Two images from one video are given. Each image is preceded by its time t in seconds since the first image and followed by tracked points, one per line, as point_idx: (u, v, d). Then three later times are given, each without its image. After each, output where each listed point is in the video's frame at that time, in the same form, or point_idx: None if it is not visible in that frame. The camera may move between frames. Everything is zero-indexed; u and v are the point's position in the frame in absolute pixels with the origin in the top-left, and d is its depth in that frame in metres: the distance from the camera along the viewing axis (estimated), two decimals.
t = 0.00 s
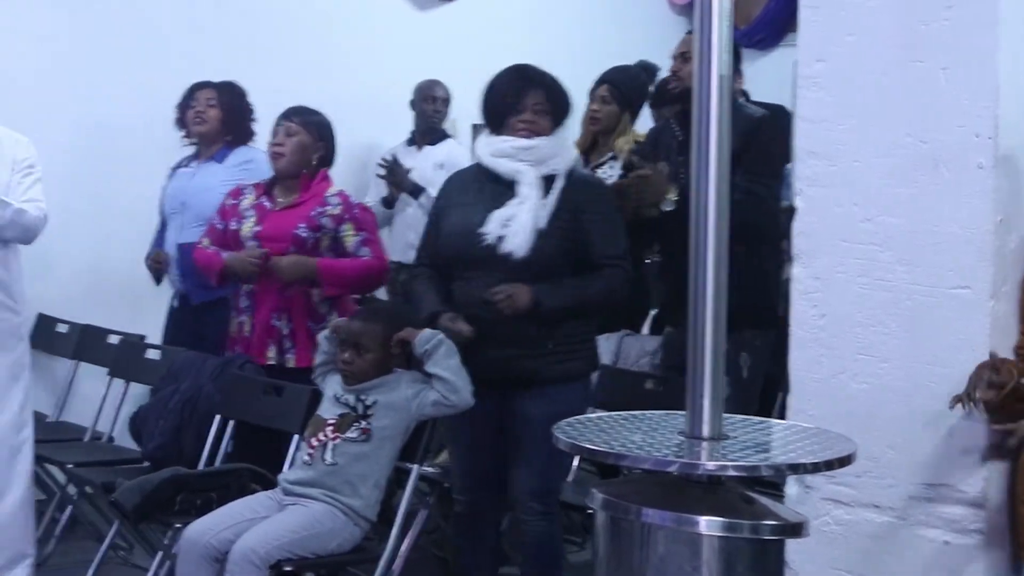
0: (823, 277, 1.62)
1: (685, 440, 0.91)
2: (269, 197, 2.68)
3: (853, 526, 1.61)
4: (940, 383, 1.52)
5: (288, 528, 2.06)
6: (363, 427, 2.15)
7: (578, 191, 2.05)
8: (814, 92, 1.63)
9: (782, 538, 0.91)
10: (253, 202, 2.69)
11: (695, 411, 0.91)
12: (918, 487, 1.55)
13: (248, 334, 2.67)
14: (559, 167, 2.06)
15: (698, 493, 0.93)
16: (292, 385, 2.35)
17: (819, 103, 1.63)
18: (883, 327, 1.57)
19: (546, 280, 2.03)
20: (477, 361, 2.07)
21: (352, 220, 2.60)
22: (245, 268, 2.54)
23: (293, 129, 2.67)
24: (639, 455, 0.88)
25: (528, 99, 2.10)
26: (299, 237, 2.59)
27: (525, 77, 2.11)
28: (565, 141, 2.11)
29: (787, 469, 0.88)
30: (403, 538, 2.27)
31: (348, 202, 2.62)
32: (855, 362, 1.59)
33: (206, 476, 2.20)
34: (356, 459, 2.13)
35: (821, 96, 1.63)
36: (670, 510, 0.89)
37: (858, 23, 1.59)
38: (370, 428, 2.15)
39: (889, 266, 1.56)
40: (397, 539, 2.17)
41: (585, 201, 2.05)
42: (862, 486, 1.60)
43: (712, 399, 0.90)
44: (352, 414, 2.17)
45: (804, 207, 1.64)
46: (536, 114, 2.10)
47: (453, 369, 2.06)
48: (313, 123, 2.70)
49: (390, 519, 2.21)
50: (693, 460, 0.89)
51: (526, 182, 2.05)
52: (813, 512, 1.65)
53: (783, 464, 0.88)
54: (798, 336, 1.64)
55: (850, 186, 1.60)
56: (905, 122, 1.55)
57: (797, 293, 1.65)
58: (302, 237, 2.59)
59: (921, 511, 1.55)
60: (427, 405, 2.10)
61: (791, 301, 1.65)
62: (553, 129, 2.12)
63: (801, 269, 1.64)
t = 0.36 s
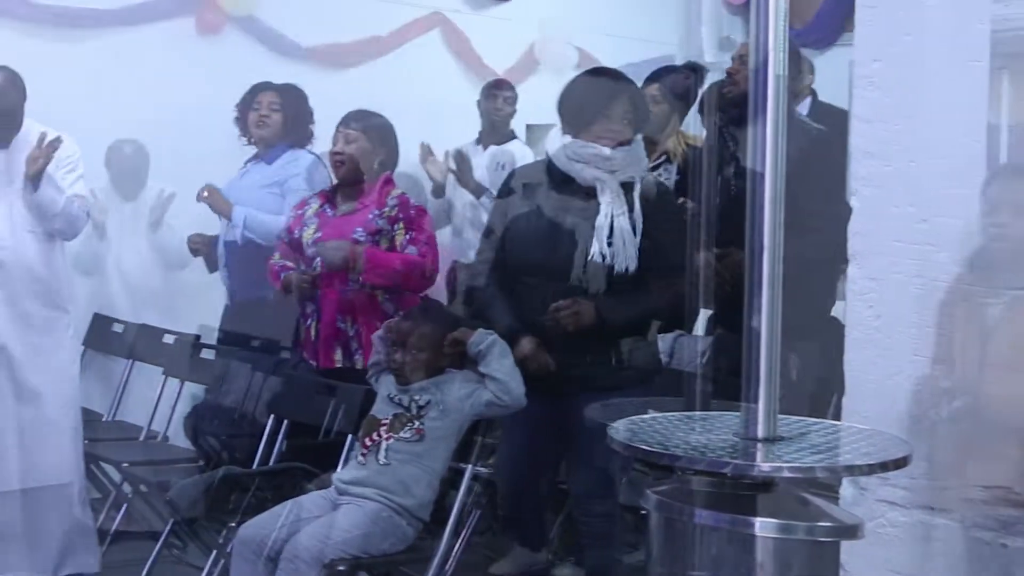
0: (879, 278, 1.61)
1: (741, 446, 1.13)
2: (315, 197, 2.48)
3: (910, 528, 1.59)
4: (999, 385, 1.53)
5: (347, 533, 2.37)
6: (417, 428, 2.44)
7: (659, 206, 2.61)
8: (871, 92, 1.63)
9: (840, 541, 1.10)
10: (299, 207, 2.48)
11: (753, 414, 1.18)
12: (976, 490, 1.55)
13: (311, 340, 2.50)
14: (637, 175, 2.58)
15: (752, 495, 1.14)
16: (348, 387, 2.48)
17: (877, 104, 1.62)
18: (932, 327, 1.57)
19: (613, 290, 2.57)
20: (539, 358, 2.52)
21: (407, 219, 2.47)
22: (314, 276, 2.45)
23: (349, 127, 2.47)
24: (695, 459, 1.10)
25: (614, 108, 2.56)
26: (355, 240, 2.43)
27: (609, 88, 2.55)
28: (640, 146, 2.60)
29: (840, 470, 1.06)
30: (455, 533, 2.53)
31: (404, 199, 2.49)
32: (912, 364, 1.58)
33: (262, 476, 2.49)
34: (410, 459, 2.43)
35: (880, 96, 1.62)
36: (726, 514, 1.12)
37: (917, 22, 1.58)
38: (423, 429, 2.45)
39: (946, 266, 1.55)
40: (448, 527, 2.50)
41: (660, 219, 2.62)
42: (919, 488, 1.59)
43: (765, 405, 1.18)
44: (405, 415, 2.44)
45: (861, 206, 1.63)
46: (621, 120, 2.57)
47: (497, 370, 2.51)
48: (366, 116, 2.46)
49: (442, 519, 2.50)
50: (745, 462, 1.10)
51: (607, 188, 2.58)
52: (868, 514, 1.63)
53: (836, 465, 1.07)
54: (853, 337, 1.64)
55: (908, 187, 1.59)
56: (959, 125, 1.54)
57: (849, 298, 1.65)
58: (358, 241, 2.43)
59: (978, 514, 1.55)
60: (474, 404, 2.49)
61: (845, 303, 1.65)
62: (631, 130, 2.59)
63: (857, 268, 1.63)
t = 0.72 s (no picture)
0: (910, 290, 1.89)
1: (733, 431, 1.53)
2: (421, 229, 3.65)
3: (975, 519, 1.90)
4: None
5: (438, 484, 2.98)
6: (490, 410, 3.01)
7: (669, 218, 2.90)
8: (939, 91, 1.87)
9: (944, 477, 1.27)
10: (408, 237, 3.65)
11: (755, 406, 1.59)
12: None
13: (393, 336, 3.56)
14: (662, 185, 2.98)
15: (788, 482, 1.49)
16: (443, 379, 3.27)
17: (938, 102, 1.87)
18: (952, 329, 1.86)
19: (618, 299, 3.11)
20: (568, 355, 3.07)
21: (455, 259, 3.44)
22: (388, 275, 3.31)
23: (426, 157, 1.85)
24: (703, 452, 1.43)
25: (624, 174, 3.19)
26: (423, 270, 3.46)
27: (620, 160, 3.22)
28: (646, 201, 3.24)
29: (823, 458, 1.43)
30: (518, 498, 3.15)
31: (467, 247, 3.45)
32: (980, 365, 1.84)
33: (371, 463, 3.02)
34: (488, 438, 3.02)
35: (946, 96, 1.86)
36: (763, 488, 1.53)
37: (989, 31, 1.82)
38: (494, 410, 3.01)
39: (1013, 271, 1.82)
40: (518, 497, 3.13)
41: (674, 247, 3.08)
42: (985, 489, 1.88)
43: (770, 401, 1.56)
44: (480, 401, 3.02)
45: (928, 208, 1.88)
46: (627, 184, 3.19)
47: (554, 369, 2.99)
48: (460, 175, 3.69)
49: (509, 480, 3.13)
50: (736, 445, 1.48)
51: (648, 186, 3.26)
52: (936, 514, 1.91)
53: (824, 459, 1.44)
54: (924, 338, 1.87)
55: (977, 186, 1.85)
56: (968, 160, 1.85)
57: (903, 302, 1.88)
58: (426, 270, 3.45)
59: None
60: (538, 395, 3.03)
61: (919, 308, 1.88)
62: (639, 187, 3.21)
63: (924, 271, 1.88)
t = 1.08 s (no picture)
0: (878, 299, 2.13)
1: (773, 424, 1.47)
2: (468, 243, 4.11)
3: (900, 489, 2.11)
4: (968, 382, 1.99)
5: (469, 488, 3.20)
6: (527, 409, 3.33)
7: (672, 240, 3.19)
8: (872, 157, 2.14)
9: (846, 498, 1.49)
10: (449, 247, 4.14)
11: (780, 398, 1.51)
12: (950, 460, 2.03)
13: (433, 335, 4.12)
14: (656, 222, 3.20)
15: (782, 463, 1.53)
16: (473, 380, 3.56)
17: (875, 166, 2.14)
18: (924, 337, 2.05)
19: (639, 307, 3.20)
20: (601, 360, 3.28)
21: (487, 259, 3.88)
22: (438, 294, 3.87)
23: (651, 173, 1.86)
24: (736, 435, 1.44)
25: (640, 173, 3.18)
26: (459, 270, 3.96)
27: (642, 155, 3.20)
28: (661, 203, 3.23)
29: (851, 445, 1.40)
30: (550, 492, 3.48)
31: (500, 248, 3.84)
32: (903, 364, 2.08)
33: (409, 445, 3.51)
34: (522, 434, 3.32)
35: (879, 160, 2.13)
36: (759, 476, 1.48)
37: (907, 103, 2.09)
38: (532, 410, 3.33)
39: (929, 290, 2.05)
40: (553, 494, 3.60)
41: (677, 253, 3.19)
42: (909, 458, 2.10)
43: (790, 390, 1.50)
44: (519, 400, 3.36)
45: (864, 244, 2.15)
46: (645, 184, 3.19)
47: (590, 377, 3.19)
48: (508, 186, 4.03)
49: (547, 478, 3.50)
50: (775, 438, 1.42)
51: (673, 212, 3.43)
52: (868, 477, 2.17)
53: (848, 441, 1.40)
54: (859, 343, 2.15)
55: (901, 230, 2.09)
56: (938, 181, 2.04)
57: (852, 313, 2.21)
58: (461, 270, 3.95)
59: (953, 479, 2.03)
60: (575, 394, 3.23)
61: (854, 319, 2.16)
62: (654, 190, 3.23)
63: (862, 292, 2.15)
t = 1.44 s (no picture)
0: (921, 300, 2.10)
1: (814, 426, 1.46)
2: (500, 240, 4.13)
3: (943, 491, 2.09)
4: (1012, 384, 1.97)
5: (508, 488, 3.19)
6: (567, 410, 3.33)
7: (722, 236, 3.23)
8: (914, 157, 2.12)
9: (888, 500, 1.48)
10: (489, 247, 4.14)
11: (822, 400, 1.50)
12: (994, 463, 2.01)
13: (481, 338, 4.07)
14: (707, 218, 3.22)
15: (824, 464, 1.52)
16: (513, 380, 3.56)
17: (917, 166, 2.12)
18: (967, 338, 2.03)
19: (694, 304, 3.20)
20: (650, 357, 3.24)
21: (556, 260, 3.90)
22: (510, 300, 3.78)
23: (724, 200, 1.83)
24: (778, 436, 1.43)
25: (688, 169, 3.23)
26: (514, 268, 3.92)
27: (686, 152, 3.24)
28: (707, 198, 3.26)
29: (893, 447, 1.38)
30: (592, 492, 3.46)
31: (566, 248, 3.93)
32: (946, 365, 2.06)
33: (449, 444, 3.52)
34: (561, 434, 3.31)
35: (921, 160, 2.11)
36: (801, 478, 1.47)
37: (950, 103, 2.07)
38: (571, 411, 3.32)
39: (973, 291, 2.03)
40: (593, 495, 3.58)
41: (728, 250, 3.21)
42: (952, 461, 2.07)
43: (832, 392, 1.49)
44: (558, 400, 3.36)
45: (906, 245, 2.13)
46: (693, 181, 3.24)
47: (630, 378, 3.19)
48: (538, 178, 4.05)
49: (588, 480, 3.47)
50: (818, 439, 1.41)
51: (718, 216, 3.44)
52: (910, 479, 2.15)
53: (891, 443, 1.38)
54: (901, 344, 2.13)
55: (943, 230, 2.07)
56: (983, 179, 2.01)
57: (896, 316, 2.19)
58: (517, 268, 3.91)
59: (998, 482, 2.00)
60: (615, 393, 3.22)
61: (895, 320, 2.15)
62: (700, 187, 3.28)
63: (904, 293, 2.13)
